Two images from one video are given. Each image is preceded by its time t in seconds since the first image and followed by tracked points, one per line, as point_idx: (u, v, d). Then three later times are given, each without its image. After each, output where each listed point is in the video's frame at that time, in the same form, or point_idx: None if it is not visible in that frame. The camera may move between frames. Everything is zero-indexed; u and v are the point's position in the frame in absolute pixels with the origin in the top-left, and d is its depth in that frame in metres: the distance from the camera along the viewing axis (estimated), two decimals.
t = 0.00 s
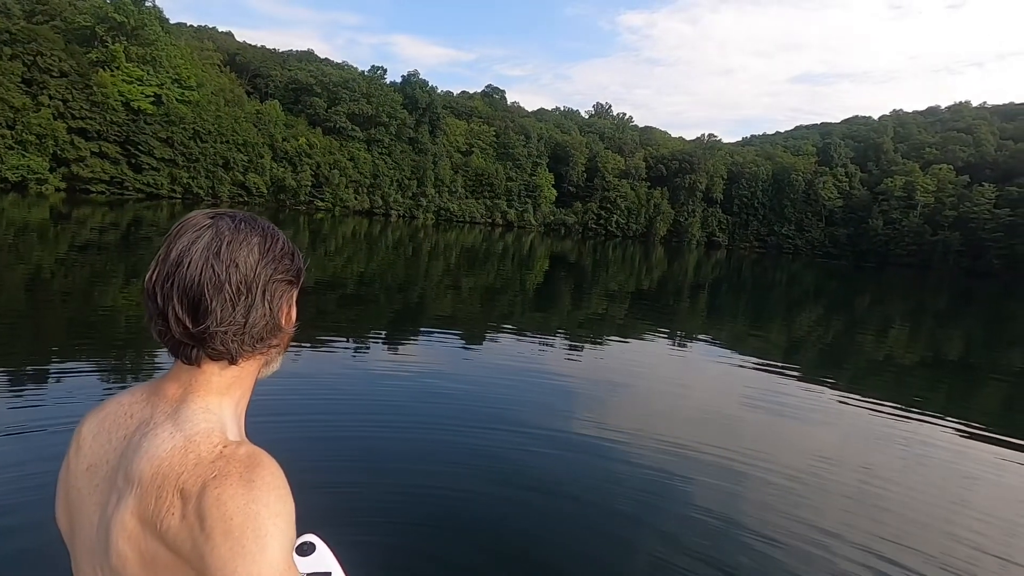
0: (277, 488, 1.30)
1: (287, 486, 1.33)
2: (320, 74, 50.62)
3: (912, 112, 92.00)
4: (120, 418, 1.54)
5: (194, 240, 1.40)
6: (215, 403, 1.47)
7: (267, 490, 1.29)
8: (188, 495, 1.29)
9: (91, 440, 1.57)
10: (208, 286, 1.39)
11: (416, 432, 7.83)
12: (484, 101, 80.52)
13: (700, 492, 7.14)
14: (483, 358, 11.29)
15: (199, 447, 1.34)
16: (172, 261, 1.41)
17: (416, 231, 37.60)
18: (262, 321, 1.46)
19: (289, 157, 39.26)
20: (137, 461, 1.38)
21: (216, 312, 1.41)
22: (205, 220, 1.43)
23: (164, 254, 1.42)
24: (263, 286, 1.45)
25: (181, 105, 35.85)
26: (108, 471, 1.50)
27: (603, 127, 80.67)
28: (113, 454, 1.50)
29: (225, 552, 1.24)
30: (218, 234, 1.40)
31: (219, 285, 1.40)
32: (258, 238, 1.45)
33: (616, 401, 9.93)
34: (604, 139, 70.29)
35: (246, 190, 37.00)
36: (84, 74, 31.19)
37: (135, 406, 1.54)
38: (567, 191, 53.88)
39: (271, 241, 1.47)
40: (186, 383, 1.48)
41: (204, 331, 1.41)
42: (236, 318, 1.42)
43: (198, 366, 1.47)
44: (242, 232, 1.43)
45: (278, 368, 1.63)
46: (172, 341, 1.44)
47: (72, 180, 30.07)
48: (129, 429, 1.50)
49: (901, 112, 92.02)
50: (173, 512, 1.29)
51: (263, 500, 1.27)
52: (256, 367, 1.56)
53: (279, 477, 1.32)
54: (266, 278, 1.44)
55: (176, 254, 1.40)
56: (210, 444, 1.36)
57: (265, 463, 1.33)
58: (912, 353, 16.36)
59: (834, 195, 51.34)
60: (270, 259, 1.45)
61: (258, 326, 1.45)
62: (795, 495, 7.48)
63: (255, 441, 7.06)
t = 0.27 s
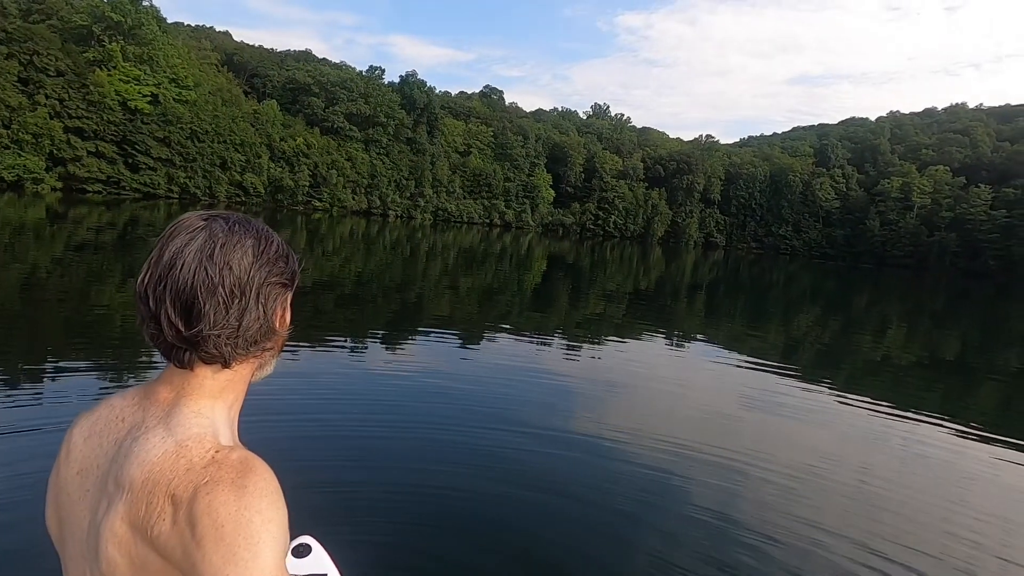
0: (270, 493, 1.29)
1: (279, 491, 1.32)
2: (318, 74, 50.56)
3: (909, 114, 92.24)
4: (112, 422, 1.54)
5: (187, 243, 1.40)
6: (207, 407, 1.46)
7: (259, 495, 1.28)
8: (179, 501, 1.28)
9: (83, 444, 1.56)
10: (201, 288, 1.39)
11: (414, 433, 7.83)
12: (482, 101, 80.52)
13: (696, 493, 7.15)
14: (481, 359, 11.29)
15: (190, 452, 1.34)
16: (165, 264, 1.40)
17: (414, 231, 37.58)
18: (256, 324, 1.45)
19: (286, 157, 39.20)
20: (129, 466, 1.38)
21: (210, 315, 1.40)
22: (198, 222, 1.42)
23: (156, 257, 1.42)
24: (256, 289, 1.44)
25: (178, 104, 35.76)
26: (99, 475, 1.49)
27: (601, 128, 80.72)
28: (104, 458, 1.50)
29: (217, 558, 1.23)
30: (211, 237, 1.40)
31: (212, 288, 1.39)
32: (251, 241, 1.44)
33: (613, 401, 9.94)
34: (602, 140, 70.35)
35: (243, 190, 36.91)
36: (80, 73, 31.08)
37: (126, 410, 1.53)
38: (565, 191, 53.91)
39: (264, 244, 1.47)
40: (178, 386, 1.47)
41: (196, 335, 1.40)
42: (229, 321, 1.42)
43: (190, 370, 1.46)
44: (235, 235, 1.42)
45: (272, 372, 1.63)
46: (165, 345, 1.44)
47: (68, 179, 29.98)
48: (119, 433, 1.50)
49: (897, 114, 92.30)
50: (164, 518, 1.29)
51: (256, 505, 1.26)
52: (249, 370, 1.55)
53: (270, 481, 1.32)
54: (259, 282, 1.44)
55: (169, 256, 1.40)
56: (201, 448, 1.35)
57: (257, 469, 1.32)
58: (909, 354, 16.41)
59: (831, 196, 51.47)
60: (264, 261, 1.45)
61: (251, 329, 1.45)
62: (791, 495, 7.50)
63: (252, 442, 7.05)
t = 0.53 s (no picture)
0: (270, 498, 1.29)
1: (279, 494, 1.32)
2: (316, 74, 50.49)
3: (907, 116, 92.47)
4: (109, 423, 1.53)
5: (188, 244, 1.39)
6: (206, 410, 1.46)
7: (259, 500, 1.27)
8: (177, 504, 1.28)
9: (79, 446, 1.56)
10: (202, 290, 1.38)
11: (412, 433, 7.82)
12: (480, 101, 80.47)
13: (695, 492, 7.15)
14: (479, 359, 11.31)
15: (189, 455, 1.34)
16: (164, 265, 1.39)
17: (412, 231, 37.56)
18: (257, 326, 1.45)
19: (284, 157, 39.14)
20: (127, 468, 1.38)
21: (210, 318, 1.40)
22: (198, 223, 1.42)
23: (155, 258, 1.41)
24: (258, 291, 1.44)
25: (176, 104, 35.68)
26: (96, 478, 1.49)
27: (599, 128, 80.80)
28: (101, 461, 1.49)
29: (215, 562, 1.23)
30: (212, 238, 1.39)
31: (213, 289, 1.39)
32: (253, 242, 1.44)
33: (611, 401, 9.95)
34: (600, 141, 70.40)
35: (241, 190, 36.82)
36: (78, 73, 30.98)
37: (123, 413, 1.53)
38: (563, 192, 53.94)
39: (266, 244, 1.47)
40: (177, 388, 1.47)
41: (197, 337, 1.40)
42: (231, 323, 1.42)
43: (190, 371, 1.46)
44: (236, 235, 1.42)
45: (270, 374, 1.63)
46: (165, 349, 1.43)
47: (65, 179, 29.88)
48: (117, 437, 1.50)
49: (894, 115, 92.57)
50: (162, 521, 1.28)
51: (255, 507, 1.26)
52: (249, 371, 1.55)
53: (271, 485, 1.31)
54: (261, 282, 1.44)
55: (168, 258, 1.39)
56: (199, 450, 1.35)
57: (257, 472, 1.32)
58: (906, 354, 16.45)
59: (828, 197, 51.60)
60: (265, 262, 1.44)
61: (253, 331, 1.45)
62: (789, 494, 7.50)
63: (250, 441, 7.03)
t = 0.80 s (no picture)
0: (272, 501, 1.29)
1: (281, 496, 1.32)
2: (314, 74, 50.41)
3: (904, 117, 92.70)
4: (109, 425, 1.53)
5: (192, 244, 1.38)
6: (208, 411, 1.45)
7: (261, 504, 1.27)
8: (178, 508, 1.27)
9: (77, 448, 1.56)
10: (206, 291, 1.38)
11: (410, 432, 7.81)
12: (478, 101, 80.43)
13: (693, 492, 7.15)
14: (478, 359, 11.29)
15: (190, 457, 1.33)
16: (168, 265, 1.38)
17: (410, 231, 37.53)
18: (261, 327, 1.44)
19: (282, 156, 39.08)
20: (126, 470, 1.37)
21: (215, 318, 1.39)
22: (202, 223, 1.41)
23: (158, 258, 1.40)
24: (262, 292, 1.43)
25: (173, 103, 35.60)
26: (95, 479, 1.48)
27: (597, 128, 80.81)
28: (101, 463, 1.49)
29: (218, 565, 1.23)
30: (216, 238, 1.38)
31: (218, 290, 1.38)
32: (257, 242, 1.43)
33: (609, 401, 9.95)
34: (598, 141, 70.43)
35: (239, 190, 36.74)
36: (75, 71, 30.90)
37: (123, 413, 1.53)
38: (561, 192, 53.97)
39: (270, 245, 1.46)
40: (178, 388, 1.46)
41: (201, 338, 1.40)
42: (235, 325, 1.41)
43: (191, 372, 1.45)
44: (241, 235, 1.41)
45: (271, 375, 1.62)
46: (167, 349, 1.42)
47: (62, 178, 29.80)
48: (117, 437, 1.49)
49: (891, 116, 92.80)
50: (163, 524, 1.28)
51: (257, 511, 1.26)
52: (251, 372, 1.55)
53: (273, 488, 1.31)
54: (265, 284, 1.43)
55: (172, 258, 1.38)
56: (200, 452, 1.35)
57: (258, 474, 1.32)
58: (903, 355, 16.49)
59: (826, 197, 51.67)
60: (270, 263, 1.44)
61: (257, 332, 1.44)
62: (787, 493, 7.50)
63: (248, 442, 7.01)
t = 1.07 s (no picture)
0: (270, 506, 1.29)
1: (280, 502, 1.32)
2: (312, 73, 50.32)
3: (901, 117, 92.95)
4: (105, 428, 1.52)
5: (193, 246, 1.37)
6: (206, 415, 1.45)
7: (260, 509, 1.27)
8: (176, 513, 1.27)
9: (72, 453, 1.55)
10: (208, 293, 1.37)
11: (407, 433, 7.80)
12: (477, 101, 80.39)
13: (689, 492, 7.15)
14: (475, 359, 11.29)
15: (188, 461, 1.33)
16: (168, 269, 1.37)
17: (408, 231, 37.49)
18: (262, 330, 1.44)
19: (280, 156, 39.02)
20: (123, 475, 1.36)
21: (216, 321, 1.39)
22: (202, 225, 1.40)
23: (158, 261, 1.39)
24: (264, 296, 1.43)
25: (170, 102, 35.52)
26: (91, 485, 1.47)
27: (595, 129, 80.84)
28: (98, 467, 1.48)
29: (216, 570, 1.22)
30: (218, 241, 1.37)
31: (220, 294, 1.38)
32: (259, 244, 1.42)
33: (606, 401, 9.95)
34: (596, 141, 70.45)
35: (236, 189, 36.64)
36: (71, 70, 30.83)
37: (120, 416, 1.52)
38: (559, 192, 53.99)
39: (272, 248, 1.46)
40: (176, 393, 1.46)
41: (202, 342, 1.39)
42: (236, 328, 1.41)
43: (191, 376, 1.44)
44: (243, 237, 1.40)
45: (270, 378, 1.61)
46: (167, 352, 1.42)
47: (58, 177, 29.69)
48: (114, 441, 1.48)
49: (888, 117, 93.05)
50: (160, 530, 1.27)
51: (255, 517, 1.26)
52: (250, 376, 1.54)
53: (271, 493, 1.31)
54: (267, 287, 1.42)
55: (173, 260, 1.37)
56: (199, 457, 1.34)
57: (257, 479, 1.32)
58: (900, 355, 16.53)
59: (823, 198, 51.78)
60: (272, 266, 1.43)
61: (258, 336, 1.44)
62: (783, 493, 7.52)
63: (244, 443, 7.00)
